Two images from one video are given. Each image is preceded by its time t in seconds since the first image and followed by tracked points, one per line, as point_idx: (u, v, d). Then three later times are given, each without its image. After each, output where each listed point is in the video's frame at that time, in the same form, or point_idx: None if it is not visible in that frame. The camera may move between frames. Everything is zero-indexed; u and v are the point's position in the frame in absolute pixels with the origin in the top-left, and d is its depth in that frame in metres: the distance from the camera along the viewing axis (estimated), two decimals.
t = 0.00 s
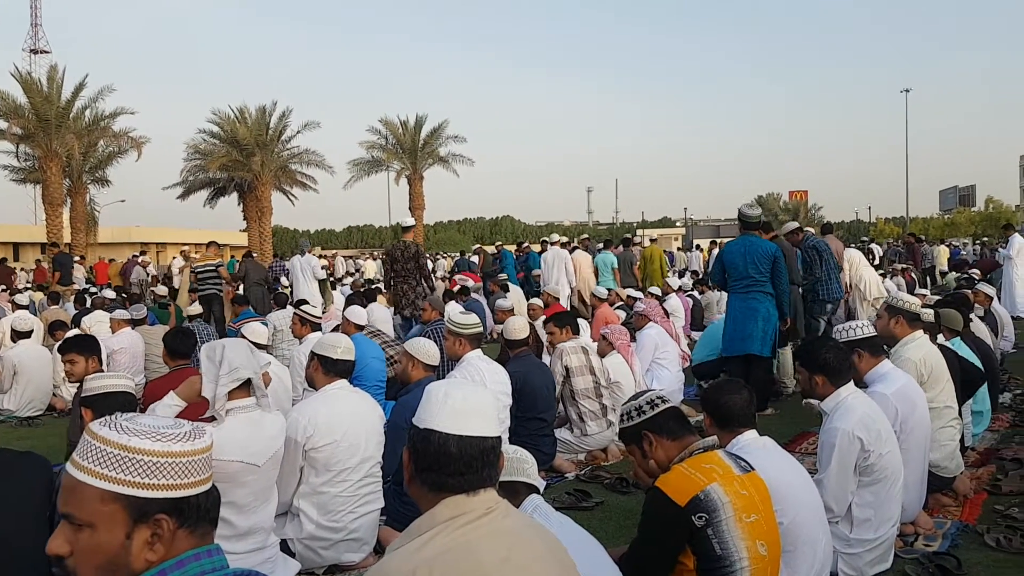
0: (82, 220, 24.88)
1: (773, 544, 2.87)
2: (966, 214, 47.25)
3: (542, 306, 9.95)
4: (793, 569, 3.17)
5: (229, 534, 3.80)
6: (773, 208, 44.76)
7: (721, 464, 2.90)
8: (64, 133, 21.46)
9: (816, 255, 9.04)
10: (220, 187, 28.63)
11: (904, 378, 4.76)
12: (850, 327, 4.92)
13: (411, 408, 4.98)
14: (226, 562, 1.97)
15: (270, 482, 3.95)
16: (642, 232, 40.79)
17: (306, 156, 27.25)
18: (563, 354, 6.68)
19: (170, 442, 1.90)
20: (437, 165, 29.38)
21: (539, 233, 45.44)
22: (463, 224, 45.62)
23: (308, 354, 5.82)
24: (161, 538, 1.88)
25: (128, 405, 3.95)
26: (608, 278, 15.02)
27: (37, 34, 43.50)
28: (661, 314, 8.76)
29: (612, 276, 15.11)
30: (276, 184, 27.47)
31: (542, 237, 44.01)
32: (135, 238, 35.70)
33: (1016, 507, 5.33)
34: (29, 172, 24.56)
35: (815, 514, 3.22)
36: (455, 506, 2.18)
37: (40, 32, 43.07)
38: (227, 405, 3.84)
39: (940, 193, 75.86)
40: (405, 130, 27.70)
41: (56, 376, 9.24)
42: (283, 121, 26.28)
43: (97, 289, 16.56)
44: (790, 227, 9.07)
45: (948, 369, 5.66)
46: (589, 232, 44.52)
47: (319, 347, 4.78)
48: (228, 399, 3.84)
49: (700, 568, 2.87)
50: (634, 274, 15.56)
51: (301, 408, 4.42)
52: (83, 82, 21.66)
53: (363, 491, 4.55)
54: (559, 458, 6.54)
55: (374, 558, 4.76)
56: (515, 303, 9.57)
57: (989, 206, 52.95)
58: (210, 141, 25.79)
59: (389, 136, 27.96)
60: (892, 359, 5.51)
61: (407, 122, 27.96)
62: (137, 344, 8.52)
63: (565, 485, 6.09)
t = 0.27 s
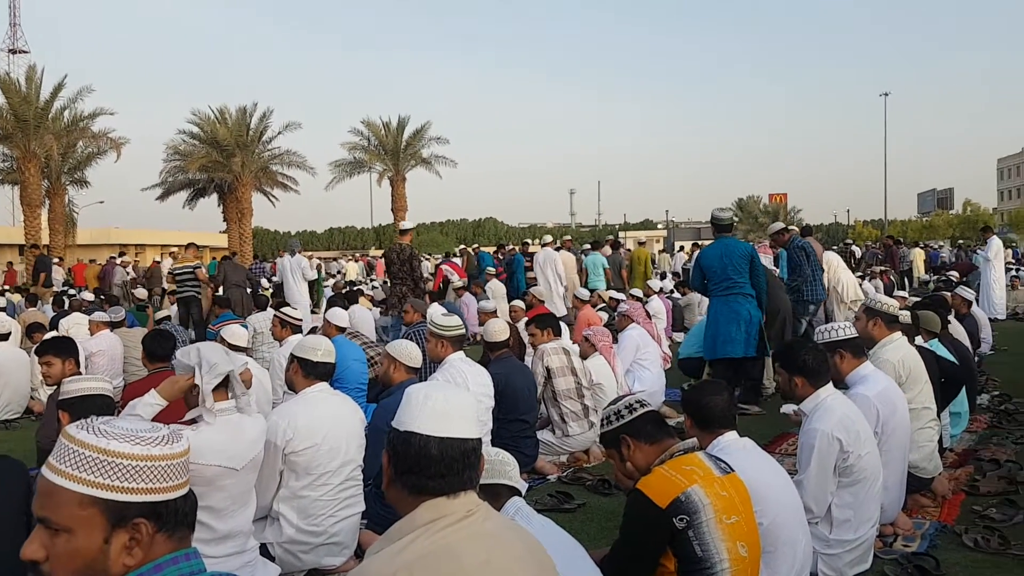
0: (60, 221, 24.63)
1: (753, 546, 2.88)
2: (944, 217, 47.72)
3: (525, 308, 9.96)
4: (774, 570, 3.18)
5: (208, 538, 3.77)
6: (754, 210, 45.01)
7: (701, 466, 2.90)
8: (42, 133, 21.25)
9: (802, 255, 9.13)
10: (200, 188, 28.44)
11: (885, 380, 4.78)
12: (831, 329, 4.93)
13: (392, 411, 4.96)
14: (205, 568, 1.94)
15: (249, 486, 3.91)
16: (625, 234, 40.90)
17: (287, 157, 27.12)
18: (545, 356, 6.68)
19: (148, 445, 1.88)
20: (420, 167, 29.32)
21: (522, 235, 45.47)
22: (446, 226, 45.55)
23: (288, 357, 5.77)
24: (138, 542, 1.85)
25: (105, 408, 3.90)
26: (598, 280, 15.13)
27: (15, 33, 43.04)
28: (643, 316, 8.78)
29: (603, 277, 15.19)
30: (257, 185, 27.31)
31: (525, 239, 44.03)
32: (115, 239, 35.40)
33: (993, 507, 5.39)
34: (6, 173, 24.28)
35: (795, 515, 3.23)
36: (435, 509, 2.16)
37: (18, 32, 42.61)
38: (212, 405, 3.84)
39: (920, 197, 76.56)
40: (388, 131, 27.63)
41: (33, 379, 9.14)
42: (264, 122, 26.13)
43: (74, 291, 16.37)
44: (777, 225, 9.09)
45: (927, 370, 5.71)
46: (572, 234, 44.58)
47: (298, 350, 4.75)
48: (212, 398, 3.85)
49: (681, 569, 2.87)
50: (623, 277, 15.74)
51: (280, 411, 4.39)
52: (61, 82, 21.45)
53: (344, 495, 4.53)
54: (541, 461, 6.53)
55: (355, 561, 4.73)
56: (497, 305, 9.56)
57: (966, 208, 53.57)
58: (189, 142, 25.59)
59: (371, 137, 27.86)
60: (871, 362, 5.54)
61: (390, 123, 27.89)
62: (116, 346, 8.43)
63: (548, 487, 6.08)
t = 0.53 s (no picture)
0: (45, 222, 24.46)
1: (739, 546, 2.89)
2: (930, 219, 48.03)
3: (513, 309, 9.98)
4: (761, 571, 3.19)
5: (195, 541, 3.74)
6: (742, 212, 45.16)
7: (688, 467, 2.91)
8: (28, 135, 21.11)
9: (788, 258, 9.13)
10: (186, 189, 28.31)
11: (872, 381, 4.81)
12: (817, 331, 4.94)
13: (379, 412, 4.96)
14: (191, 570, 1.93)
15: (236, 489, 3.89)
16: (613, 236, 40.95)
17: (275, 158, 27.03)
18: (538, 357, 6.67)
19: (135, 447, 1.87)
20: (408, 168, 29.28)
21: (510, 236, 45.47)
22: (435, 228, 45.49)
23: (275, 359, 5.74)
24: (125, 545, 1.84)
25: (90, 411, 3.88)
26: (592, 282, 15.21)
27: None
28: (631, 317, 8.80)
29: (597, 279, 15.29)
30: (244, 186, 27.21)
31: (513, 241, 44.02)
32: (101, 241, 35.17)
33: (978, 507, 5.42)
34: None
35: (782, 515, 3.24)
36: (425, 511, 2.15)
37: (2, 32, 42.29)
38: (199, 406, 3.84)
39: (906, 198, 77.00)
40: (376, 133, 27.58)
41: (18, 382, 9.08)
42: (251, 123, 26.04)
43: (60, 293, 16.27)
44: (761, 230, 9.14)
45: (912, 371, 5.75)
46: (561, 235, 44.58)
47: (285, 352, 4.73)
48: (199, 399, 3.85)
49: (669, 571, 2.87)
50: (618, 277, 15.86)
51: (267, 414, 4.37)
52: (46, 82, 21.31)
53: (331, 497, 4.51)
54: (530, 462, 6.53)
55: (342, 564, 4.72)
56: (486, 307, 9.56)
57: (952, 211, 53.94)
58: (176, 143, 25.46)
59: (359, 138, 27.81)
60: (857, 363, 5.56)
61: (378, 124, 27.85)
62: (102, 349, 8.38)
63: (536, 489, 6.08)
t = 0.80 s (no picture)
0: (28, 225, 24.25)
1: (725, 548, 2.89)
2: (912, 223, 48.40)
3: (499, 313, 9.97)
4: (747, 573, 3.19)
5: (180, 547, 3.71)
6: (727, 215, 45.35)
7: (673, 470, 2.92)
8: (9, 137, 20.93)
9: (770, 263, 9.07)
10: (170, 193, 28.16)
11: (857, 384, 4.83)
12: (802, 334, 4.95)
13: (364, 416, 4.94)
14: None
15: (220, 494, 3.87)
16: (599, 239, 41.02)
17: (260, 161, 26.93)
18: (529, 360, 6.66)
19: (117, 453, 1.85)
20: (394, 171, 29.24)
21: (496, 240, 45.48)
22: (420, 231, 45.42)
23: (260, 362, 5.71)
24: (108, 550, 1.83)
25: (73, 415, 3.85)
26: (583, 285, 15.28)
27: None
28: (618, 321, 8.81)
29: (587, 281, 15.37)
30: (229, 189, 27.09)
31: (499, 245, 44.01)
32: (83, 244, 34.88)
33: (962, 509, 5.46)
34: None
35: (767, 517, 3.25)
36: (414, 514, 2.14)
37: None
38: (180, 414, 3.79)
39: (889, 202, 77.58)
40: (361, 136, 27.53)
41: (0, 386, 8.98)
42: (236, 125, 25.94)
43: (43, 296, 16.13)
44: (746, 232, 9.16)
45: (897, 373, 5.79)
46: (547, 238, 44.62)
47: (270, 356, 4.71)
48: (181, 408, 3.80)
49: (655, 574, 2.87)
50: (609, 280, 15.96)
51: (252, 418, 4.35)
52: (28, 84, 21.14)
53: (316, 502, 4.49)
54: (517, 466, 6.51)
55: (328, 569, 4.69)
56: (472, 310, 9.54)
57: (934, 214, 54.36)
58: (160, 145, 25.32)
59: (344, 141, 27.74)
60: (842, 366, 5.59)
61: (363, 127, 27.80)
62: (85, 353, 8.31)
63: (523, 493, 6.07)
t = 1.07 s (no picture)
0: (10, 226, 24.05)
1: (711, 548, 2.90)
2: (896, 223, 48.73)
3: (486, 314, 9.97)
4: (733, 573, 3.20)
5: (164, 549, 3.69)
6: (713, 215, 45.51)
7: (659, 470, 2.92)
8: None
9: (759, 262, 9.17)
10: (155, 193, 28.00)
11: (843, 384, 4.86)
12: (786, 335, 4.96)
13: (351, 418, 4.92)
14: None
15: (205, 495, 3.85)
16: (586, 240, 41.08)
17: (245, 162, 26.82)
18: (517, 361, 6.64)
19: (95, 456, 1.82)
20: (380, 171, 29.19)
21: (483, 240, 45.47)
22: (407, 232, 45.34)
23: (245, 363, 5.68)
24: (86, 554, 1.81)
25: (57, 417, 3.82)
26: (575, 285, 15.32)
27: None
28: (605, 322, 8.82)
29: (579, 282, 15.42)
30: (214, 190, 26.97)
31: (486, 245, 44.00)
32: (66, 245, 34.61)
33: (945, 507, 5.50)
34: None
35: (753, 517, 3.26)
36: (398, 517, 2.13)
37: None
38: (164, 417, 3.77)
39: (873, 203, 78.07)
40: (347, 136, 27.47)
41: None
42: (221, 126, 25.83)
43: (26, 298, 16.00)
44: (734, 232, 9.17)
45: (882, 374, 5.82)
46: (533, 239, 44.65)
47: (256, 357, 4.69)
48: (165, 411, 3.77)
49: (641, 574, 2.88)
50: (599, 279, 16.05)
51: (237, 420, 4.32)
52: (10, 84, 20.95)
53: (302, 504, 4.47)
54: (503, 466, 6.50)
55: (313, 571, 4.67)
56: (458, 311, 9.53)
57: (918, 215, 54.75)
58: (145, 146, 25.17)
59: (330, 142, 27.67)
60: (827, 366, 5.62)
61: (349, 128, 27.74)
62: (69, 355, 8.24)
63: (509, 494, 6.07)
